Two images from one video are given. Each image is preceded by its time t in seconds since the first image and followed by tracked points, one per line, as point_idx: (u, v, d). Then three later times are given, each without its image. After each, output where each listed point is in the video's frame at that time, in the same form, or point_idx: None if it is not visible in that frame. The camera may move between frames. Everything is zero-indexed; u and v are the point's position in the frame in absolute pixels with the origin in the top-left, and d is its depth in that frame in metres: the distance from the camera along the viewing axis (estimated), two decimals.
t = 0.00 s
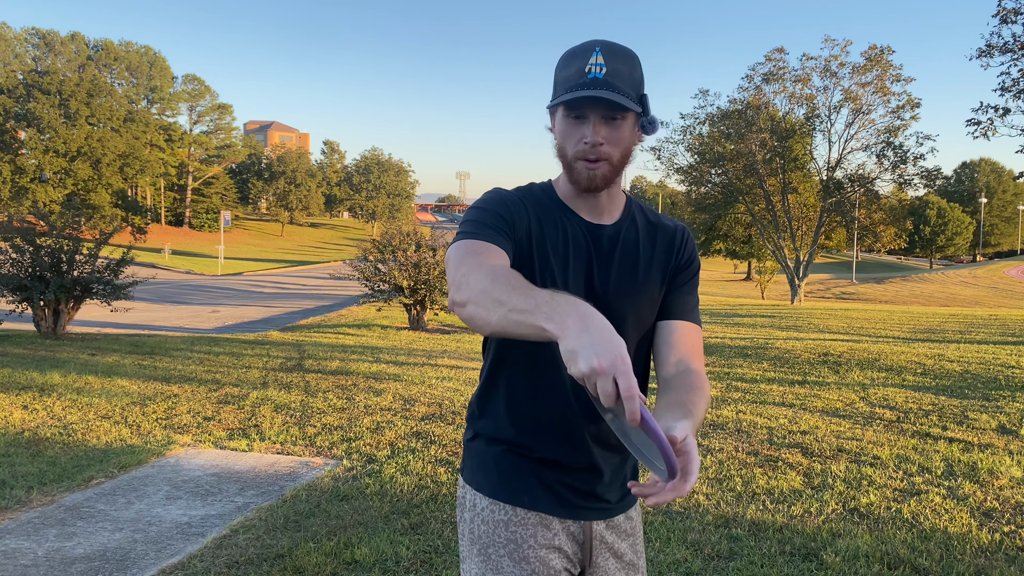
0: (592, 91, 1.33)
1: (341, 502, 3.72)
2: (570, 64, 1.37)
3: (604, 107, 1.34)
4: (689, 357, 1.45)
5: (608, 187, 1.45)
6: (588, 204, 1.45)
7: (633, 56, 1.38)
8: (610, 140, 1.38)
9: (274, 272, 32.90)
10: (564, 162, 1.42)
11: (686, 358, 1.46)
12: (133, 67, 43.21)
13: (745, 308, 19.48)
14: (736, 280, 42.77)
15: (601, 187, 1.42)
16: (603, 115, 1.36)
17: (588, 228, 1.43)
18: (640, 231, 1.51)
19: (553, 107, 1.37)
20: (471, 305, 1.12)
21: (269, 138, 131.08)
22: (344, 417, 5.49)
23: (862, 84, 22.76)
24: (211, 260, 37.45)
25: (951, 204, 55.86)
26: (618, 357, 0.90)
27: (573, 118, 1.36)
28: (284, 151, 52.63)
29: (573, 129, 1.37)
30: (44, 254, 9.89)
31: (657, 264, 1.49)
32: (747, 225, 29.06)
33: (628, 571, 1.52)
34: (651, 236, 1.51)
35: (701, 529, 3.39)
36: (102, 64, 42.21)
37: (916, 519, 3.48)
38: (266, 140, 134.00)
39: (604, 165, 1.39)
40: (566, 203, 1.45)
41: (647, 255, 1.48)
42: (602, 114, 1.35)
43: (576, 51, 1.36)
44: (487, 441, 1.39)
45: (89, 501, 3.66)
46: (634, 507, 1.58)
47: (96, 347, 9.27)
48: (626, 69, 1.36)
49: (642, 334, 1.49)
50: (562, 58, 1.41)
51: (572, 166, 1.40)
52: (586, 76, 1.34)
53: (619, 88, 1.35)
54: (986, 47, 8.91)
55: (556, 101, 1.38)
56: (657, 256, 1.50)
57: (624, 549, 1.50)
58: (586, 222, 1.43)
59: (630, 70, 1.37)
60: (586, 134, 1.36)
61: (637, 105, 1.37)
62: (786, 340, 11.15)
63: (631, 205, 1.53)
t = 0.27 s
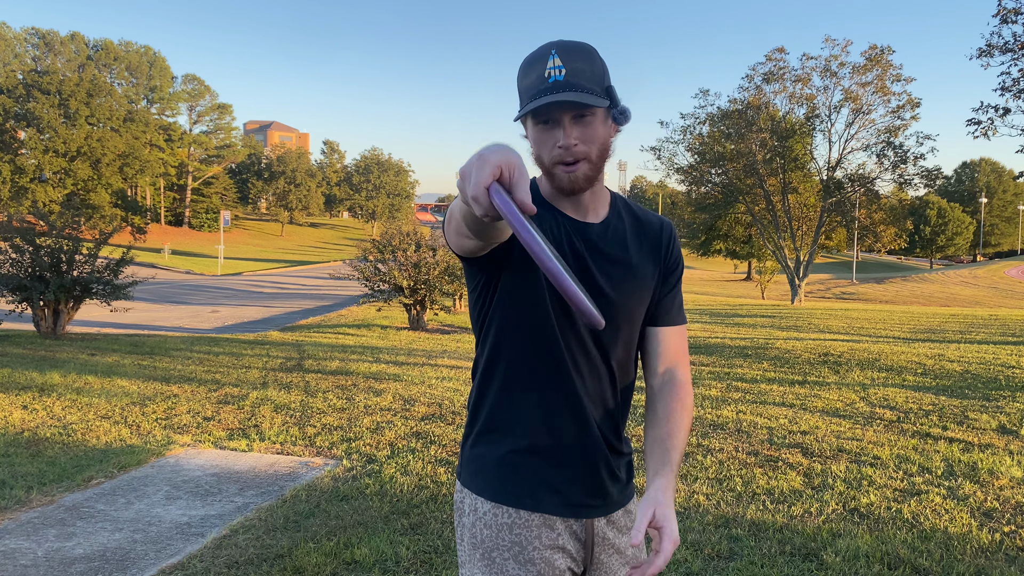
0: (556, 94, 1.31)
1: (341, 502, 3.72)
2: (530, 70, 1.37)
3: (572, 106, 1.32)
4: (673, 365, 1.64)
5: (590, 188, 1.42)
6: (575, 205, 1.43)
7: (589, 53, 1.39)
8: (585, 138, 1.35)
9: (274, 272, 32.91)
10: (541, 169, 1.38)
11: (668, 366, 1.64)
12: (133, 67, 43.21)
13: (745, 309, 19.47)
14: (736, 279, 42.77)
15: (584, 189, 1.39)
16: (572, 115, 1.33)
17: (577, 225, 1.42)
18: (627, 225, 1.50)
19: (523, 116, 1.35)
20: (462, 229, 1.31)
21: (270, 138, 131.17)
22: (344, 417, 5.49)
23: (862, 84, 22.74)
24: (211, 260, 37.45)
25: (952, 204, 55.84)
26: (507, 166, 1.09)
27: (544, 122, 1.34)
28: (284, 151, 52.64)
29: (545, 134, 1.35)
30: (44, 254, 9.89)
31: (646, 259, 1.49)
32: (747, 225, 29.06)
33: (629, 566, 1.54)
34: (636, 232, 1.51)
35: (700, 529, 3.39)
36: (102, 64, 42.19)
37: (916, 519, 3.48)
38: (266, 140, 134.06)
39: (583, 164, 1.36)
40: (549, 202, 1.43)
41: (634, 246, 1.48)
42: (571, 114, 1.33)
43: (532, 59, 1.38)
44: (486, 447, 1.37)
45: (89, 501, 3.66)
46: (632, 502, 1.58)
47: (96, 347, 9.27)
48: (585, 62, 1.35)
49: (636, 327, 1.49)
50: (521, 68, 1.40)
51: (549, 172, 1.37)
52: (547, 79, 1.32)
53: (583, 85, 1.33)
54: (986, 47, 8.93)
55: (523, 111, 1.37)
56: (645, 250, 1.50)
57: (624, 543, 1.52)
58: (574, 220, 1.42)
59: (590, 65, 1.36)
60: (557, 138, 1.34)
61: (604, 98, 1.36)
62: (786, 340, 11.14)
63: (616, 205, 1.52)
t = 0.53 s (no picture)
0: (536, 101, 1.28)
1: (341, 502, 3.72)
2: (508, 77, 1.34)
3: (554, 109, 1.28)
4: (670, 358, 1.69)
5: (581, 187, 1.41)
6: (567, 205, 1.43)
7: (566, 52, 1.35)
8: (570, 143, 1.32)
9: (274, 272, 32.91)
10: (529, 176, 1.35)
11: (665, 359, 1.69)
12: (133, 67, 43.21)
13: (745, 308, 19.47)
14: (736, 279, 42.78)
15: (575, 188, 1.37)
16: (555, 118, 1.30)
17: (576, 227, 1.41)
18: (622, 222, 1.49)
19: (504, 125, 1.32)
20: (464, 222, 1.26)
21: (270, 138, 131.15)
22: (344, 417, 5.48)
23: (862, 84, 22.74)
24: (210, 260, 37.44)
25: (952, 204, 55.82)
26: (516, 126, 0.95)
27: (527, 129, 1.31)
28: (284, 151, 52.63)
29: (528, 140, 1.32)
30: (44, 254, 9.89)
31: (644, 257, 1.49)
32: (747, 225, 29.06)
33: (631, 563, 1.54)
34: (633, 228, 1.51)
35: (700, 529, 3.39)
36: (101, 64, 42.19)
37: (915, 518, 3.48)
38: (266, 140, 134.20)
39: (571, 165, 1.33)
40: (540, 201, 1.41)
41: (631, 245, 1.47)
42: (555, 118, 1.29)
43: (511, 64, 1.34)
44: (484, 448, 1.37)
45: (89, 502, 3.66)
46: (633, 501, 1.58)
47: (95, 347, 9.27)
48: (565, 65, 1.31)
49: (633, 325, 1.49)
50: (499, 74, 1.37)
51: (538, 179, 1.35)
52: (526, 86, 1.30)
53: (562, 88, 1.30)
54: (986, 47, 8.94)
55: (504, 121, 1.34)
56: (641, 247, 1.50)
57: (626, 543, 1.52)
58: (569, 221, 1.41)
59: (567, 67, 1.32)
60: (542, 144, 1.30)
61: (586, 98, 1.32)
62: (786, 340, 11.13)
63: (608, 203, 1.51)
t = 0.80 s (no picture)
0: (539, 95, 1.27)
1: (341, 502, 3.72)
2: (511, 75, 1.33)
3: (556, 105, 1.26)
4: (671, 360, 1.69)
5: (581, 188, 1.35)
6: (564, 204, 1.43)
7: (570, 50, 1.34)
8: (573, 138, 1.28)
9: (274, 272, 32.91)
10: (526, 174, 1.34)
11: (666, 361, 1.69)
12: (133, 67, 43.22)
13: (745, 309, 19.47)
14: (737, 279, 42.79)
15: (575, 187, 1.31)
16: (556, 115, 1.28)
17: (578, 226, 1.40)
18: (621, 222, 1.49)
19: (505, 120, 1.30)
20: (470, 228, 1.25)
21: (270, 138, 131.09)
22: (344, 417, 5.49)
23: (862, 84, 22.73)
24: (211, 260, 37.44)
25: (952, 204, 55.80)
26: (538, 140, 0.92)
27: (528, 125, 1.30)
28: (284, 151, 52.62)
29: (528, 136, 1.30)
30: (44, 254, 9.89)
31: (642, 256, 1.50)
32: (747, 225, 29.07)
33: (635, 566, 1.55)
34: (630, 228, 1.51)
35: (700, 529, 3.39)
36: (101, 64, 42.19)
37: (916, 518, 3.48)
38: (266, 140, 134.14)
39: (572, 163, 1.29)
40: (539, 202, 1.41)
41: (629, 244, 1.47)
42: (556, 114, 1.27)
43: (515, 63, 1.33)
44: (488, 450, 1.37)
45: (89, 502, 3.66)
46: (635, 503, 1.58)
47: (95, 347, 9.27)
48: (570, 61, 1.31)
49: (635, 325, 1.49)
50: (501, 72, 1.36)
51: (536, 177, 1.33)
52: (530, 80, 1.29)
53: (565, 84, 1.28)
54: (986, 47, 8.94)
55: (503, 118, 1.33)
56: (641, 245, 1.50)
57: (629, 545, 1.53)
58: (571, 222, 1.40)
59: (571, 63, 1.32)
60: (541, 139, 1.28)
61: (590, 97, 1.30)
62: (786, 340, 11.13)
63: (606, 205, 1.51)
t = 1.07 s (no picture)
0: (551, 83, 1.33)
1: (341, 502, 3.72)
2: (534, 59, 1.38)
3: (565, 97, 1.32)
4: (668, 362, 1.69)
5: (578, 185, 1.43)
6: (564, 202, 1.44)
7: (595, 50, 1.39)
8: (575, 133, 1.35)
9: (274, 272, 32.89)
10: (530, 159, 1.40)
11: (663, 363, 1.69)
12: (133, 67, 43.20)
13: (745, 308, 19.47)
14: (737, 280, 42.78)
15: (569, 179, 1.38)
16: (564, 108, 1.34)
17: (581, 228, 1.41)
18: (621, 223, 1.49)
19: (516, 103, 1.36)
20: (458, 256, 1.29)
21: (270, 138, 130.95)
22: (344, 417, 5.49)
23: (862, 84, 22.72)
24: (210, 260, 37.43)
25: (952, 204, 55.79)
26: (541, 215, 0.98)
27: (537, 112, 1.35)
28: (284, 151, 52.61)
29: (535, 123, 1.36)
30: (44, 254, 9.89)
31: (644, 257, 1.50)
32: (747, 225, 29.07)
33: (637, 569, 1.55)
34: (631, 229, 1.51)
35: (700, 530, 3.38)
36: (101, 64, 42.17)
37: (916, 518, 3.48)
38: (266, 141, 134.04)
39: (569, 158, 1.35)
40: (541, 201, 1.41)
41: (630, 245, 1.47)
42: (563, 107, 1.33)
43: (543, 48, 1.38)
44: (489, 452, 1.38)
45: (88, 502, 3.66)
46: (637, 506, 1.59)
47: (95, 347, 9.27)
48: (587, 58, 1.37)
49: (636, 325, 1.49)
50: (522, 57, 1.42)
51: (537, 165, 1.38)
52: (547, 68, 1.35)
53: (580, 78, 1.34)
54: (986, 47, 8.94)
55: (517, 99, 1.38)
56: (640, 247, 1.50)
57: (632, 548, 1.53)
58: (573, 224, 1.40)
59: (591, 61, 1.37)
60: (546, 129, 1.34)
61: (599, 98, 1.36)
62: (786, 341, 11.13)
63: (607, 206, 1.51)
